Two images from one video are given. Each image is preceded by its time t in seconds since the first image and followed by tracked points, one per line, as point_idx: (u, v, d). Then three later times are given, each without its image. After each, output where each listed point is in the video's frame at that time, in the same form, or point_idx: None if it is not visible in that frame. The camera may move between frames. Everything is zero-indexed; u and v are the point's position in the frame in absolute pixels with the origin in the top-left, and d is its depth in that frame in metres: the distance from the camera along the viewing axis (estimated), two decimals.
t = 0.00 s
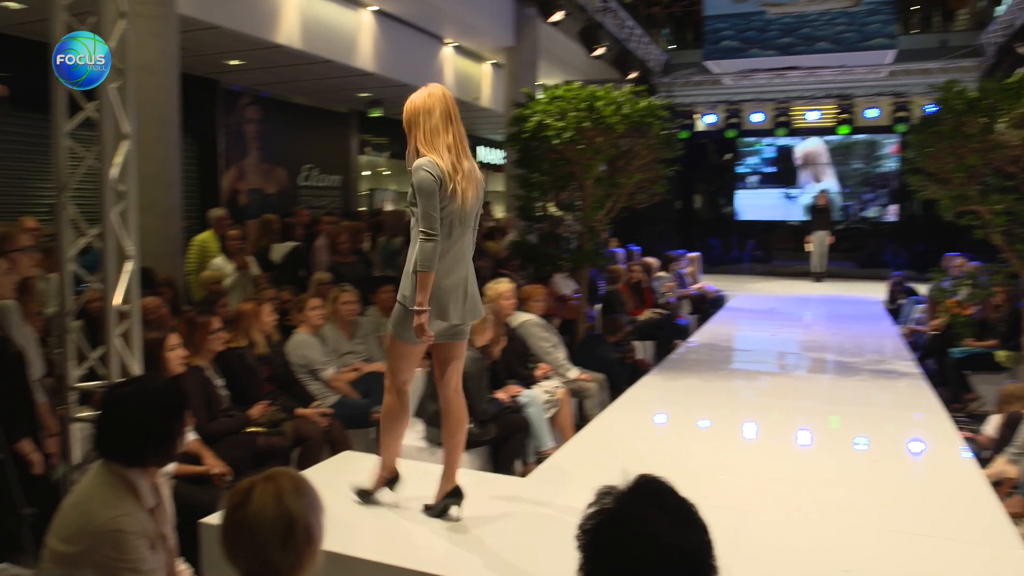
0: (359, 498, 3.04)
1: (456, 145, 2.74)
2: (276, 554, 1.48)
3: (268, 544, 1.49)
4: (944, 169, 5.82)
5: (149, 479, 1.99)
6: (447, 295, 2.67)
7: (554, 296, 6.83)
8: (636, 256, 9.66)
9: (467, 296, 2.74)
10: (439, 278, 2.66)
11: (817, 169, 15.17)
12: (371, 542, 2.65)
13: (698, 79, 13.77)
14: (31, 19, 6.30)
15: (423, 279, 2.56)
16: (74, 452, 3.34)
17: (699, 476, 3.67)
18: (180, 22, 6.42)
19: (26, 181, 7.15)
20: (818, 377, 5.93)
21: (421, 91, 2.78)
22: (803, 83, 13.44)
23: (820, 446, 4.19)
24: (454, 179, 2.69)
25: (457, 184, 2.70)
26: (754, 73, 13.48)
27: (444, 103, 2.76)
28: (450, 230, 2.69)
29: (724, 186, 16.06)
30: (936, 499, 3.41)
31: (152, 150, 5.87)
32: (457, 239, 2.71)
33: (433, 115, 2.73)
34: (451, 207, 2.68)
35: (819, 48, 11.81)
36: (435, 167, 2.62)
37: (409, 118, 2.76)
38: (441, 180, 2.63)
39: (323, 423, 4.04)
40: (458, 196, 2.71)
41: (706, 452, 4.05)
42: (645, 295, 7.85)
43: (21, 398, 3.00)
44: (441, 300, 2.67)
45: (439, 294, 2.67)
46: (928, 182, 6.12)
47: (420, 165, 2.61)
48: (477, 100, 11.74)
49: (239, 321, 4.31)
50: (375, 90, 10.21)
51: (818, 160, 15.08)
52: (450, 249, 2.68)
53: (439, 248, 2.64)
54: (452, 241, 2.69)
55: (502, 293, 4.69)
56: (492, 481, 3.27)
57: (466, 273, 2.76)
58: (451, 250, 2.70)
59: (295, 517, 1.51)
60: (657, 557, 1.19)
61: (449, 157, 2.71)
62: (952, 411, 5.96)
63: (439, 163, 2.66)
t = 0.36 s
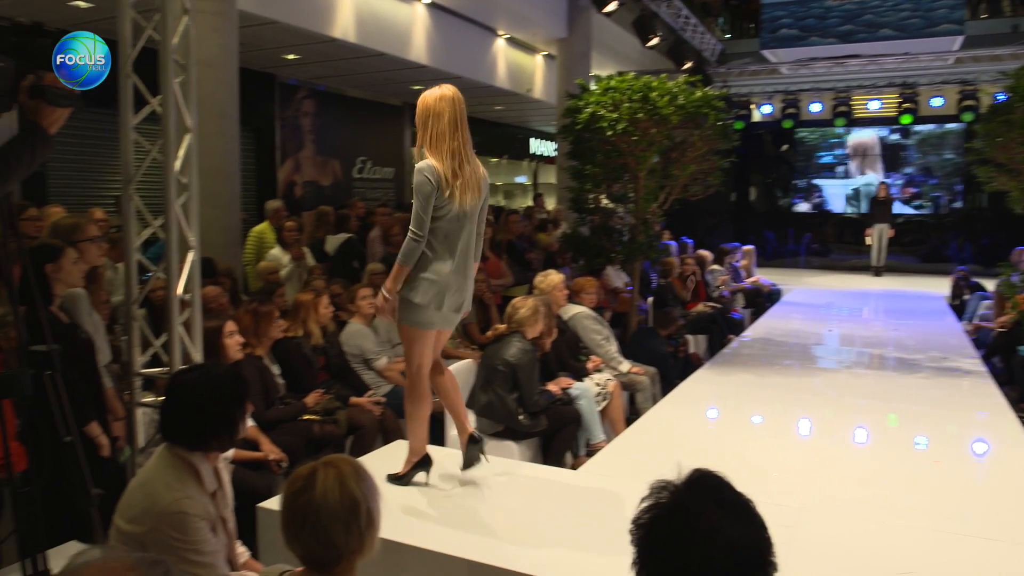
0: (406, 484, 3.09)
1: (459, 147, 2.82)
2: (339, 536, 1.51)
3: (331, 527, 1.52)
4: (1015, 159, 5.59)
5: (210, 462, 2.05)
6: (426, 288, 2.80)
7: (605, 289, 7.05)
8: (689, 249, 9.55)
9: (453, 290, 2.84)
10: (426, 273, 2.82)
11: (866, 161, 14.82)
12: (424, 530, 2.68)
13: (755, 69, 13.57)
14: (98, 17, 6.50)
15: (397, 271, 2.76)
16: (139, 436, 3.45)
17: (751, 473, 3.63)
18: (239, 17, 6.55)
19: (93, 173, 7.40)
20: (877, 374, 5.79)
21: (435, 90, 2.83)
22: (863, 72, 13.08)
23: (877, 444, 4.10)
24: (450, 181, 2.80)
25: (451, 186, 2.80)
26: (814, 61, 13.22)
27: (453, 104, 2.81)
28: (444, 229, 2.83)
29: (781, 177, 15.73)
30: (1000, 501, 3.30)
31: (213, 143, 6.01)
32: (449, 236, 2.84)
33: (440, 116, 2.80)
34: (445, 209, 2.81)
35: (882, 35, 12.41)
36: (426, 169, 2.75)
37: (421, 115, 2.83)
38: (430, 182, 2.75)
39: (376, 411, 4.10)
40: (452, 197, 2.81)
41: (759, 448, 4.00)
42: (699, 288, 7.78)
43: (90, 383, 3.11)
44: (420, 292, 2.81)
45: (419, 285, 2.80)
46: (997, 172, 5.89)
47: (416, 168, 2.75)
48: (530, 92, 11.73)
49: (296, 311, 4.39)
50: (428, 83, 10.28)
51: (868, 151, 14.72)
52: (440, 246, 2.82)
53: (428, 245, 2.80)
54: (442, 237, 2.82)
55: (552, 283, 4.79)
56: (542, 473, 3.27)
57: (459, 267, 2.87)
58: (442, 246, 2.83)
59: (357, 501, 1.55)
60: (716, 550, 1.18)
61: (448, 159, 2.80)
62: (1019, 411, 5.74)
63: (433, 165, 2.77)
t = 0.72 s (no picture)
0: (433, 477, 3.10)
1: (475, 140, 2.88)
2: (362, 527, 1.53)
3: (355, 519, 1.53)
4: None
5: (236, 455, 2.07)
6: (454, 276, 2.82)
7: (629, 285, 7.03)
8: (713, 245, 9.49)
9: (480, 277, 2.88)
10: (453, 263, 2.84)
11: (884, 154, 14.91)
12: (445, 524, 2.70)
13: (781, 62, 13.43)
14: (128, 14, 6.58)
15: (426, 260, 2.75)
16: (167, 428, 3.50)
17: (774, 471, 3.60)
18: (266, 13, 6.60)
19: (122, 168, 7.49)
20: (904, 371, 5.72)
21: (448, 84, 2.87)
22: (892, 65, 12.91)
23: (903, 443, 4.05)
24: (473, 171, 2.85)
25: (471, 177, 2.83)
26: (842, 54, 13.07)
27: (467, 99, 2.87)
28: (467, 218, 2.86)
29: (808, 172, 15.56)
30: None
31: (239, 139, 6.07)
32: (469, 225, 2.87)
33: (458, 110, 2.83)
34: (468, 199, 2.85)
35: (912, 27, 12.16)
36: (450, 159, 2.78)
37: (435, 109, 2.85)
38: (451, 172, 2.77)
39: (399, 405, 4.12)
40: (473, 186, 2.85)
41: (783, 445, 3.98)
42: (723, 284, 7.73)
43: (119, 375, 3.15)
44: (448, 281, 2.82)
45: (444, 272, 2.82)
46: None
47: (443, 160, 2.78)
48: (554, 87, 11.70)
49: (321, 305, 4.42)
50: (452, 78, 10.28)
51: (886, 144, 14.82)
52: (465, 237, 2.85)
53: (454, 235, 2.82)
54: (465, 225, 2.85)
55: (575, 278, 4.77)
56: (565, 468, 3.27)
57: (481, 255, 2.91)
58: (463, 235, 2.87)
59: (379, 493, 1.56)
60: (743, 546, 1.18)
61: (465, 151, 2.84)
62: None
63: (454, 156, 2.81)
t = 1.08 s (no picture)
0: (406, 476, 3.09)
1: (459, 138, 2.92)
2: (355, 528, 1.53)
3: (349, 519, 1.53)
4: None
5: (229, 454, 2.07)
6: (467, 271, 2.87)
7: (623, 284, 7.03)
8: (707, 244, 9.51)
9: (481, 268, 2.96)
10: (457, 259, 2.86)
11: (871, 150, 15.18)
12: (438, 524, 2.69)
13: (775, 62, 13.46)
14: (122, 12, 6.57)
15: (453, 260, 2.78)
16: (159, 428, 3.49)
17: (767, 469, 3.62)
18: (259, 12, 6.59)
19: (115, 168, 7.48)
20: (897, 370, 5.74)
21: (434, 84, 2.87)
22: (886, 65, 12.95)
23: (896, 440, 4.07)
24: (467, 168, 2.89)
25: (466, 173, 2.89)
26: (835, 54, 13.10)
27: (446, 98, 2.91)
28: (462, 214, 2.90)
29: (802, 171, 15.59)
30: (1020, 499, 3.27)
31: (233, 138, 6.05)
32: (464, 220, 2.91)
33: (448, 110, 2.85)
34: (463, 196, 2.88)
35: (905, 27, 12.10)
36: (450, 158, 2.80)
37: (425, 110, 2.83)
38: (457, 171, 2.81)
39: (392, 405, 4.12)
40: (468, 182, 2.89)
41: (776, 444, 3.98)
42: (717, 283, 7.75)
43: (111, 375, 3.14)
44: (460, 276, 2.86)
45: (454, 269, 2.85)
46: (1021, 166, 5.79)
47: (443, 159, 2.79)
48: (548, 86, 11.69)
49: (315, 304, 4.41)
50: (446, 77, 10.26)
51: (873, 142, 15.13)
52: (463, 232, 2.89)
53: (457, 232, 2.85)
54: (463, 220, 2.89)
55: (571, 278, 4.77)
56: (558, 466, 3.27)
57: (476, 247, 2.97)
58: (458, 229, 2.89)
59: (374, 494, 1.56)
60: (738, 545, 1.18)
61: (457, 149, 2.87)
62: None
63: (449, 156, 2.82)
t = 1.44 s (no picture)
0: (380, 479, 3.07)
1: (422, 133, 2.86)
2: (336, 531, 1.52)
3: (329, 522, 1.52)
4: (1014, 152, 5.53)
5: (209, 456, 2.05)
6: (385, 270, 2.77)
7: (604, 284, 7.06)
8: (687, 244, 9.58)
9: (415, 272, 2.83)
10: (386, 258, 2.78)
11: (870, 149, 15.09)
12: (420, 525, 2.69)
13: (754, 63, 13.58)
14: (98, 11, 6.51)
15: (356, 256, 2.73)
16: (136, 431, 3.45)
17: (747, 467, 3.64)
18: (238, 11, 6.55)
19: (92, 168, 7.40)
20: (874, 368, 5.80)
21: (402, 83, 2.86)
22: (863, 66, 13.09)
23: (873, 438, 4.12)
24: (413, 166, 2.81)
25: (413, 169, 2.81)
26: (813, 55, 13.24)
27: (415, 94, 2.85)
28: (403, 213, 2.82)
29: (780, 172, 15.73)
30: (995, 495, 3.31)
31: (211, 138, 6.01)
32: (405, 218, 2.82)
33: (407, 108, 2.81)
34: (404, 194, 2.81)
35: (882, 29, 12.34)
36: (383, 152, 2.76)
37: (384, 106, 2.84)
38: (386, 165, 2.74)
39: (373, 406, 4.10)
40: (410, 181, 2.81)
41: (756, 442, 4.01)
42: (697, 283, 7.79)
43: (86, 377, 3.10)
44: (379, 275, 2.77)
45: (378, 268, 2.77)
46: (995, 167, 5.85)
47: (375, 153, 2.76)
48: (529, 87, 11.71)
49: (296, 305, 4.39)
50: (427, 77, 10.25)
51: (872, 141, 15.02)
52: (401, 231, 2.80)
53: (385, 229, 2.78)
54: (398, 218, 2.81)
55: (550, 279, 4.77)
56: (540, 467, 3.28)
57: (420, 250, 2.85)
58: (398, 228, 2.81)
59: (354, 497, 1.55)
60: (716, 544, 1.18)
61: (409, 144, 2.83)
62: (1015, 406, 5.71)
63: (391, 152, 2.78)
